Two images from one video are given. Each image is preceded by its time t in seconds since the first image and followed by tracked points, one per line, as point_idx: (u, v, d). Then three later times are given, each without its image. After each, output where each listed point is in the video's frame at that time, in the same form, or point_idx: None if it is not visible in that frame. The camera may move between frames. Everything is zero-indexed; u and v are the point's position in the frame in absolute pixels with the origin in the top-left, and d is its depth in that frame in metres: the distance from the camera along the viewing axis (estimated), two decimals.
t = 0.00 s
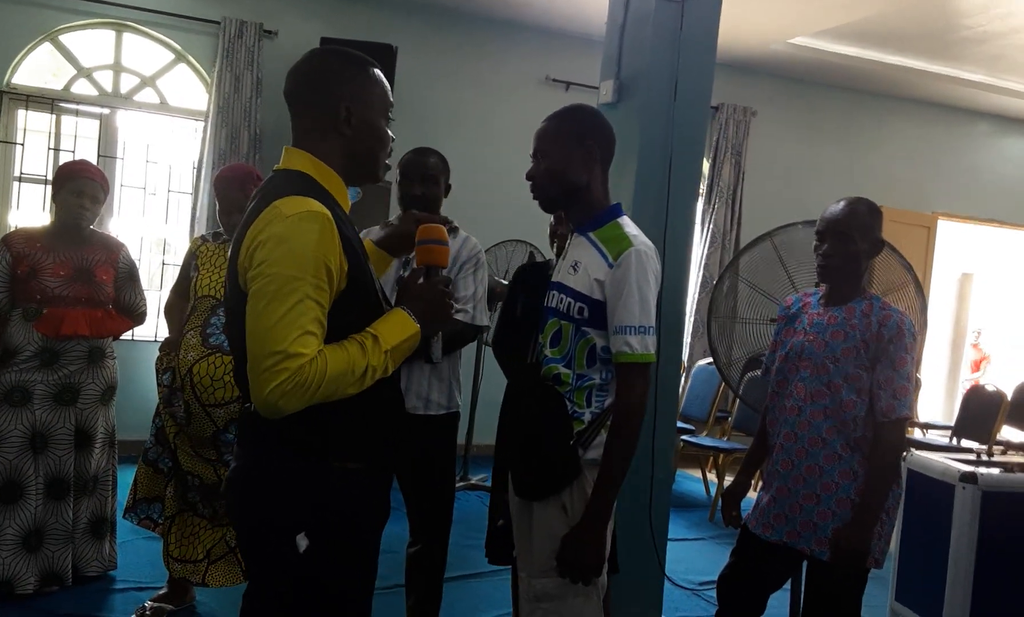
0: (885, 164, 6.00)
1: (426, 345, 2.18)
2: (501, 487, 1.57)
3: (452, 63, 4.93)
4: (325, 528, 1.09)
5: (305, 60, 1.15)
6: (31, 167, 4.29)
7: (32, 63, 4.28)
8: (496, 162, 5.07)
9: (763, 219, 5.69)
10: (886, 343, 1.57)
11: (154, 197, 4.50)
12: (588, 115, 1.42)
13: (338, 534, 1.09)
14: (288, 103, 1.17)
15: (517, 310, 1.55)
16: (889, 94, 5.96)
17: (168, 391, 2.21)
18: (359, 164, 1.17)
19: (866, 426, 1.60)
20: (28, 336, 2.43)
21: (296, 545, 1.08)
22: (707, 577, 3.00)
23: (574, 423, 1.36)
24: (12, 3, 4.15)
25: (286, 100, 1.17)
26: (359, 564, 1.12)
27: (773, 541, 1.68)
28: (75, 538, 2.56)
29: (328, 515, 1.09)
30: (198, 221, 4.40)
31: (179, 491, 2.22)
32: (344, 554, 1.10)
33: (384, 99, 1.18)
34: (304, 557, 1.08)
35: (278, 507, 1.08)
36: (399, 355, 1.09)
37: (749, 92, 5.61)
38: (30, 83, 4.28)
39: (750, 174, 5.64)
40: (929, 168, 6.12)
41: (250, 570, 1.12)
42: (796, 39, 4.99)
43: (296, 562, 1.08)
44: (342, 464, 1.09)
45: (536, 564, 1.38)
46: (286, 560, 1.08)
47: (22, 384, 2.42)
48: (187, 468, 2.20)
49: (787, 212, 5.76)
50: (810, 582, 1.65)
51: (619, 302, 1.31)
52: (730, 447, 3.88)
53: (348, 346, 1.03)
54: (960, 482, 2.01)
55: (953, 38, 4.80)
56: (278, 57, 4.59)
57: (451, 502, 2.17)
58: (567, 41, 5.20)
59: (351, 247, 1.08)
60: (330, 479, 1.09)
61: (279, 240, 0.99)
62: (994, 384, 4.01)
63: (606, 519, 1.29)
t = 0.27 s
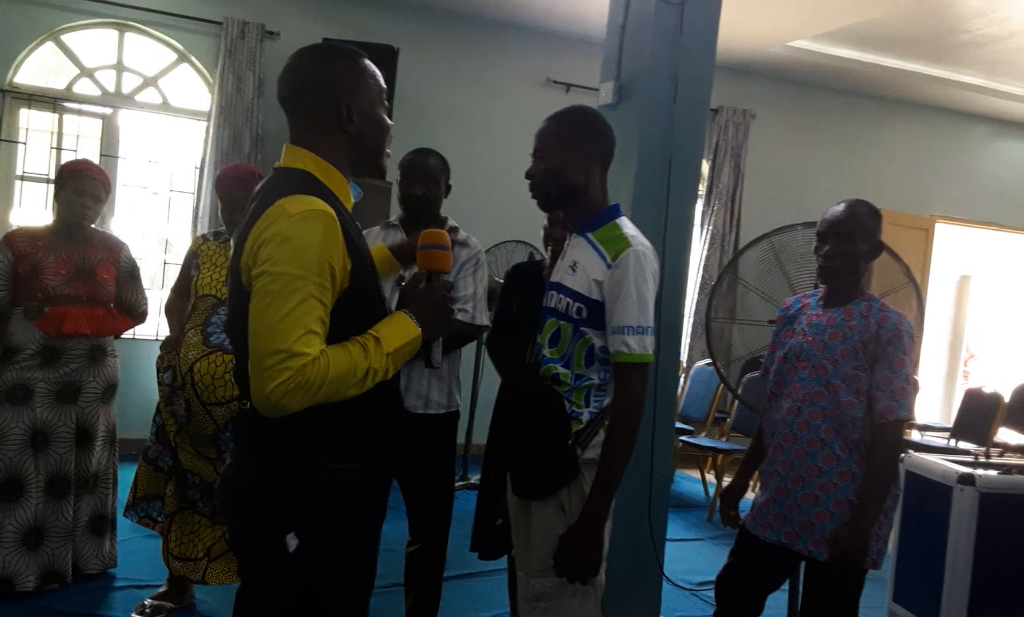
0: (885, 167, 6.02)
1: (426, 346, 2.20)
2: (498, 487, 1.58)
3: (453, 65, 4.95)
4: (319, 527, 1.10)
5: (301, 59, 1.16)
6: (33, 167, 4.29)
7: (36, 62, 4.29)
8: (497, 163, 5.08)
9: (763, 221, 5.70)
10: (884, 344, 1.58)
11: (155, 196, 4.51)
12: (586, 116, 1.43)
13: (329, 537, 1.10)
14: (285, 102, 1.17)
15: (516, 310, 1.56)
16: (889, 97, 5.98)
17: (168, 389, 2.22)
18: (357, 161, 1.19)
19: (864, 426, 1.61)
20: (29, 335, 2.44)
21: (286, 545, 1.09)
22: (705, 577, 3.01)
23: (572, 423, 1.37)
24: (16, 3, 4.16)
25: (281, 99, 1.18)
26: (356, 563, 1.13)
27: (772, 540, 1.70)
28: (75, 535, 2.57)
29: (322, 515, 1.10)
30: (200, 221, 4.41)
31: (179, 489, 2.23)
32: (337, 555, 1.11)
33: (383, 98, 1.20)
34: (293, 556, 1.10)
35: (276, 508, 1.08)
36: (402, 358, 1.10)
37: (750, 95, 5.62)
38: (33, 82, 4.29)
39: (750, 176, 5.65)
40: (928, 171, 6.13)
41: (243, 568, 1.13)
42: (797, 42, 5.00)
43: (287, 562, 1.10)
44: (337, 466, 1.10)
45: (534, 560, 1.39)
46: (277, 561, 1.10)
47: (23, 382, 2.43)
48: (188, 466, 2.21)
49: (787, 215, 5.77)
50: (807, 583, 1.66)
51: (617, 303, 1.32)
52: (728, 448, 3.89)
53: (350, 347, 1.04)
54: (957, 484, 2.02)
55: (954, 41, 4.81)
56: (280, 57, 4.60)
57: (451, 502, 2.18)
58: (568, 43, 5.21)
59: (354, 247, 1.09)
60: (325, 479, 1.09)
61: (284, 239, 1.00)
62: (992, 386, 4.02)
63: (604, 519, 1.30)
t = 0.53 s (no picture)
0: (883, 168, 6.01)
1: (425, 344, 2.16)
2: (492, 488, 1.57)
3: (451, 65, 4.94)
4: (319, 529, 1.10)
5: (298, 60, 1.15)
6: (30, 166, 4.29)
7: (32, 61, 4.29)
8: (494, 163, 5.08)
9: (761, 222, 5.70)
10: (879, 345, 1.58)
11: (153, 196, 4.51)
12: (581, 117, 1.43)
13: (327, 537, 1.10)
14: (282, 103, 1.17)
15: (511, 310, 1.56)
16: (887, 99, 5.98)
17: (164, 390, 2.22)
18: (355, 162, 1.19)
19: (859, 427, 1.61)
20: (25, 335, 2.44)
21: (287, 547, 1.09)
22: (702, 578, 3.00)
23: (566, 424, 1.36)
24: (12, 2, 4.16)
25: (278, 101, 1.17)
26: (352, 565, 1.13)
27: (766, 541, 1.69)
28: (71, 535, 2.57)
29: (318, 516, 1.09)
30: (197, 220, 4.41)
31: (175, 490, 2.23)
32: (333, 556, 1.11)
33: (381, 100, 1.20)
34: (294, 559, 1.09)
35: (273, 509, 1.08)
36: (401, 361, 1.10)
37: (748, 96, 5.62)
38: (30, 81, 4.29)
39: (748, 177, 5.65)
40: (926, 172, 6.13)
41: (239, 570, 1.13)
42: (795, 43, 5.00)
43: (286, 564, 1.09)
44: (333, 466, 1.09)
45: (528, 560, 1.39)
46: (277, 563, 1.09)
47: (19, 382, 2.43)
48: (183, 465, 2.21)
49: (785, 215, 5.77)
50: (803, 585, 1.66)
51: (612, 303, 1.32)
52: (725, 449, 3.89)
53: (350, 350, 1.04)
54: (953, 485, 2.01)
55: (952, 42, 4.81)
56: (278, 57, 4.60)
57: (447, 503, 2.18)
58: (566, 43, 5.21)
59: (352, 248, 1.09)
60: (324, 480, 1.09)
61: (285, 243, 0.99)
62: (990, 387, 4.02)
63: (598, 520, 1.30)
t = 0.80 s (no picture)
0: (881, 169, 6.02)
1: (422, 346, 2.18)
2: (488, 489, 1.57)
3: (450, 66, 4.95)
4: (309, 531, 1.09)
5: (299, 60, 1.16)
6: (28, 167, 4.30)
7: (31, 62, 4.29)
8: (493, 165, 5.08)
9: (759, 223, 5.70)
10: (875, 346, 1.59)
11: (151, 196, 4.50)
12: (578, 117, 1.43)
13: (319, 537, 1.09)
14: (281, 104, 1.17)
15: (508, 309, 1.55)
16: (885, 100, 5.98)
17: (160, 391, 2.22)
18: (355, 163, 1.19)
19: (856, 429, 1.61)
20: (23, 335, 2.44)
21: (275, 547, 1.08)
22: (699, 579, 3.01)
23: (563, 424, 1.36)
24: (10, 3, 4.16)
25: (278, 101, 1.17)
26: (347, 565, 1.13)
27: (762, 542, 1.69)
28: (69, 536, 2.57)
29: (311, 518, 1.09)
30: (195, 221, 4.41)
31: (172, 490, 2.23)
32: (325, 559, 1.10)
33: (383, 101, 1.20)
34: (280, 560, 1.08)
35: (266, 510, 1.08)
36: (396, 361, 1.10)
37: (746, 97, 5.63)
38: (28, 82, 4.29)
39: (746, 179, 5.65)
40: (925, 174, 6.14)
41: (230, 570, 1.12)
42: (793, 44, 5.01)
43: (276, 565, 1.08)
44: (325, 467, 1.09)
45: (524, 561, 1.39)
46: (267, 563, 1.08)
47: (17, 382, 2.43)
48: (180, 466, 2.20)
49: (783, 217, 5.77)
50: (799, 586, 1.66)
51: (608, 304, 1.32)
52: (723, 451, 3.89)
53: (346, 347, 1.04)
54: (950, 487, 2.02)
55: (950, 44, 4.81)
56: (276, 58, 4.60)
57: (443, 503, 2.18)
58: (564, 44, 5.21)
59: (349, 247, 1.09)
60: (319, 481, 1.09)
61: (283, 237, 0.99)
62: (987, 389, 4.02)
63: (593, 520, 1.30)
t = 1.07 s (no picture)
0: (880, 170, 6.02)
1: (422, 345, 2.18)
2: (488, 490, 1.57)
3: (449, 67, 4.95)
4: (305, 531, 1.07)
5: (310, 63, 1.17)
6: (27, 167, 4.30)
7: (30, 63, 4.29)
8: (492, 166, 5.08)
9: (758, 224, 5.71)
10: (874, 347, 1.58)
11: (150, 197, 4.51)
12: (578, 119, 1.43)
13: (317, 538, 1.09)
14: (288, 105, 1.17)
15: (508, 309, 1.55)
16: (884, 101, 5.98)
17: (160, 391, 2.22)
18: (359, 166, 1.18)
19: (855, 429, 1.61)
20: (23, 336, 2.44)
21: (269, 548, 1.07)
22: (699, 579, 3.01)
23: (562, 425, 1.36)
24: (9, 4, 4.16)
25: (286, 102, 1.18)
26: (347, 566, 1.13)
27: (762, 543, 1.69)
28: (67, 537, 2.57)
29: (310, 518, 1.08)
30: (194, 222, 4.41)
31: (171, 491, 2.22)
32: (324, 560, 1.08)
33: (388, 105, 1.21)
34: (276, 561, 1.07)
35: (265, 511, 1.07)
36: (395, 357, 1.09)
37: (746, 98, 5.63)
38: (27, 83, 4.29)
39: (745, 179, 5.66)
40: (924, 175, 6.14)
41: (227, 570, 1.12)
42: (792, 45, 5.01)
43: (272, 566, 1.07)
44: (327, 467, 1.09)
45: (525, 563, 1.39)
46: (263, 564, 1.07)
47: (17, 383, 2.43)
48: (179, 468, 2.20)
49: (781, 217, 5.77)
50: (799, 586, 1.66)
51: (607, 304, 1.32)
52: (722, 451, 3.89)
53: (343, 338, 1.03)
54: (950, 487, 2.02)
55: (950, 45, 4.82)
56: (275, 59, 4.60)
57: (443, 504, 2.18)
58: (563, 45, 5.21)
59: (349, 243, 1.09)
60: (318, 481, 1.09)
61: (280, 224, 0.99)
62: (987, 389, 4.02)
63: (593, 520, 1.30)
